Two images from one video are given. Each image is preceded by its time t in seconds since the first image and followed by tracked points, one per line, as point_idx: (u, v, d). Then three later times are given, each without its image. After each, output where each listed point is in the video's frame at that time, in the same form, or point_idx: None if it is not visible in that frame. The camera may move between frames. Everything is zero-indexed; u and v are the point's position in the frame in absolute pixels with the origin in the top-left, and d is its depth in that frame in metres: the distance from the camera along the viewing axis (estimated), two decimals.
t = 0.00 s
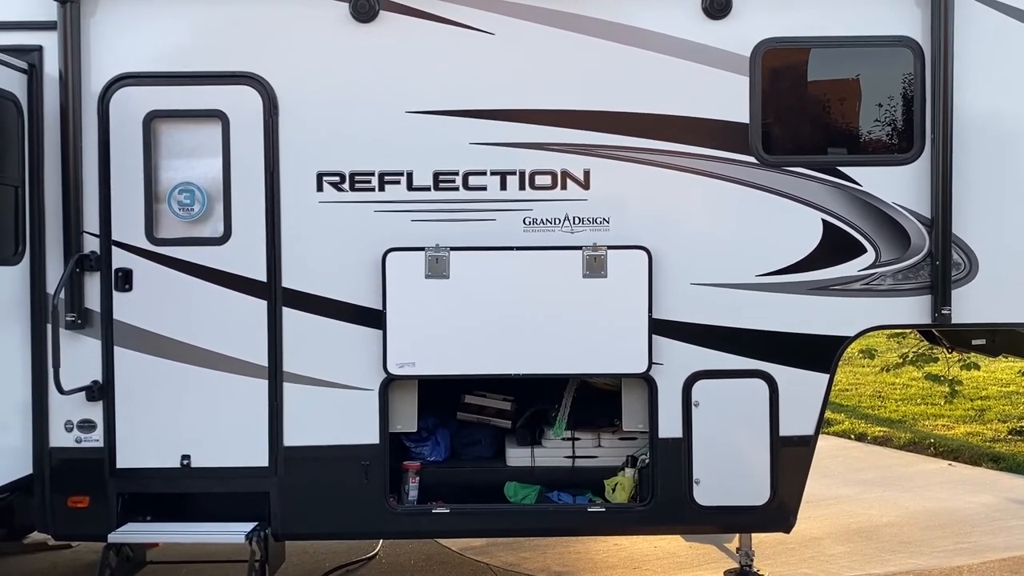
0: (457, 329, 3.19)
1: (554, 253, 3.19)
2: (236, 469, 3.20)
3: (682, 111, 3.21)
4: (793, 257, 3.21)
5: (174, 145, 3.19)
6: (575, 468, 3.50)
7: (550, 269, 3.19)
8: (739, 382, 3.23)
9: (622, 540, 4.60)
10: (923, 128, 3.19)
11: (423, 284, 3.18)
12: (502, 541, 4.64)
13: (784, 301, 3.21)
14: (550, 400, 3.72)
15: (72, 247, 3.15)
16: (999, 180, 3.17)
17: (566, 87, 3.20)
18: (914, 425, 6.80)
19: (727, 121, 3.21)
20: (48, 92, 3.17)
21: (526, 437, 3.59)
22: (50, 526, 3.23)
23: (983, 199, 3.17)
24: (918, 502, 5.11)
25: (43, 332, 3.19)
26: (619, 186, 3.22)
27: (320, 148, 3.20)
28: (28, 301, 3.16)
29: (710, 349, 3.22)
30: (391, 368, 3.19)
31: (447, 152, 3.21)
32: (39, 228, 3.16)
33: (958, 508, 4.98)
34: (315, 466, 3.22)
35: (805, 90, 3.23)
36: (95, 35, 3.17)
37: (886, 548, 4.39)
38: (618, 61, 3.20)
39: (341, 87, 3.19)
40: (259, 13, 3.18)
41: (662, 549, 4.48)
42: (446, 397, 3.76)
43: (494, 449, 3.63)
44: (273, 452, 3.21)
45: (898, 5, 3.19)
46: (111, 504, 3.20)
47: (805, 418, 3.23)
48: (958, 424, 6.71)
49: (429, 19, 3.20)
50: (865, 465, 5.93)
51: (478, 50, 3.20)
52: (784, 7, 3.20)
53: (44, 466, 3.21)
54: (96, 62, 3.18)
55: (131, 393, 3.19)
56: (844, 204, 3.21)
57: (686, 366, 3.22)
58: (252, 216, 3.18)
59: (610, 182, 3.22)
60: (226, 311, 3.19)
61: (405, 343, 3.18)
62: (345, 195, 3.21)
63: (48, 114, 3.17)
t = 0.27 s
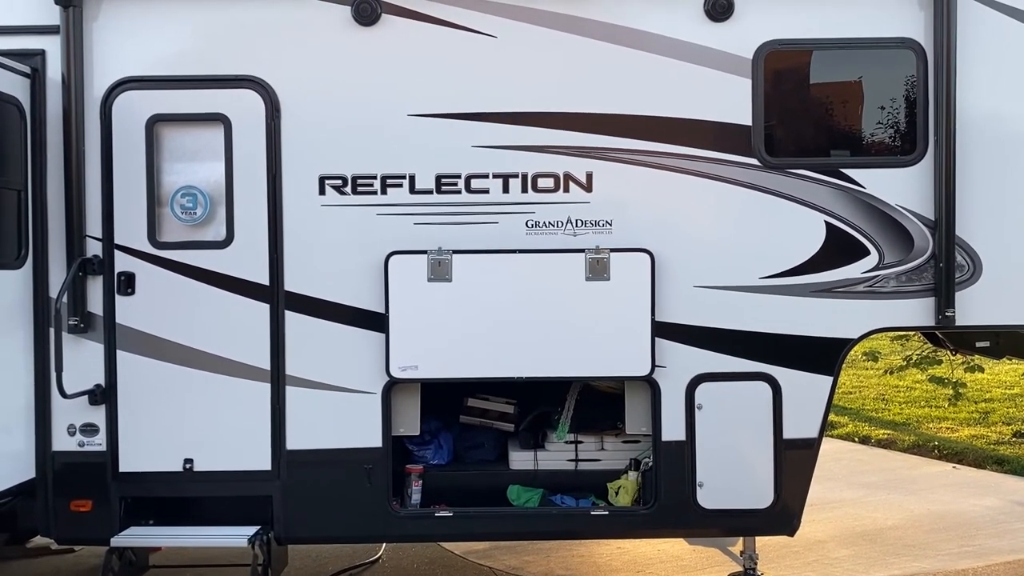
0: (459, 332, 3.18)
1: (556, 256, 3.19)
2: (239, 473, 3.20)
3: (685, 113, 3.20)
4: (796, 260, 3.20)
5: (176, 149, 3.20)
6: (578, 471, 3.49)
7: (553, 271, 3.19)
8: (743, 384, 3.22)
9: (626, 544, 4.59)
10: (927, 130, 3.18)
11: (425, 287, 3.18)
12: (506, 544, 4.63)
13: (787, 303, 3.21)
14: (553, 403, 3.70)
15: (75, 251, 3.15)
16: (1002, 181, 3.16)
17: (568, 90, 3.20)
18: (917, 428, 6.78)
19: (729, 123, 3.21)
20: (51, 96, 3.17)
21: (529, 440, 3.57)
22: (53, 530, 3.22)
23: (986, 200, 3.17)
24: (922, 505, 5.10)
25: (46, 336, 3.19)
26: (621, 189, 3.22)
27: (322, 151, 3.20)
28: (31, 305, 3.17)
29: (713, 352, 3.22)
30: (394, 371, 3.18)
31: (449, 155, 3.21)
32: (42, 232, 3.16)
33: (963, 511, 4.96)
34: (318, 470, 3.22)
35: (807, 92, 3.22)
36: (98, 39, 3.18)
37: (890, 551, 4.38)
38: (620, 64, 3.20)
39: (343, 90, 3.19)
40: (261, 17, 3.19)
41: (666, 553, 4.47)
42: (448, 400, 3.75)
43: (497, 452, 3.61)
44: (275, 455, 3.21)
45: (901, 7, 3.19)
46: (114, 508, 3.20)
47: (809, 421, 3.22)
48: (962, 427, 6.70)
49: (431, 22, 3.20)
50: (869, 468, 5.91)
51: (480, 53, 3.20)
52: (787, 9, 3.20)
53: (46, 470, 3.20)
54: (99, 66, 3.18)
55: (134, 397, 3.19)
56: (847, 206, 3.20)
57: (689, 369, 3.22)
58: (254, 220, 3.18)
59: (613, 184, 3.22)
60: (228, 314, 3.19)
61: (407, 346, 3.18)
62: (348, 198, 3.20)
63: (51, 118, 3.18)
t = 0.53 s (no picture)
0: (462, 336, 3.19)
1: (559, 260, 3.19)
2: (242, 478, 3.20)
3: (687, 117, 3.21)
4: (798, 263, 3.20)
5: (180, 154, 3.21)
6: (582, 475, 3.50)
7: (556, 276, 3.19)
8: (746, 388, 3.22)
9: (629, 548, 4.58)
10: (929, 133, 3.18)
11: (428, 291, 3.18)
12: (508, 549, 4.63)
13: (790, 307, 3.21)
14: (556, 407, 3.68)
15: (79, 256, 3.16)
16: (1004, 185, 3.17)
17: (570, 95, 3.21)
18: (921, 432, 6.77)
19: (731, 127, 3.21)
20: (55, 102, 3.19)
21: (531, 444, 3.55)
22: (56, 535, 3.23)
23: (989, 204, 3.17)
24: (926, 509, 5.09)
25: (50, 341, 3.20)
26: (624, 193, 3.22)
27: (325, 156, 3.20)
28: (35, 310, 3.17)
29: (716, 356, 3.22)
30: (397, 376, 3.19)
31: (452, 159, 3.22)
32: (46, 238, 3.17)
33: (967, 515, 4.95)
34: (321, 474, 3.22)
35: (810, 96, 3.23)
36: (102, 45, 3.19)
37: (894, 555, 4.37)
38: (622, 68, 3.21)
39: (346, 95, 3.20)
40: (264, 23, 3.20)
41: (669, 557, 4.46)
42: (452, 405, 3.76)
43: (500, 456, 3.61)
44: (278, 460, 3.21)
45: (903, 11, 3.19)
46: (117, 513, 3.21)
47: (812, 424, 3.22)
48: (966, 430, 6.68)
49: (434, 27, 3.21)
50: (872, 472, 5.90)
51: (483, 58, 3.21)
52: (789, 13, 3.21)
53: (50, 475, 3.21)
54: (103, 71, 3.19)
55: (137, 402, 3.20)
56: (849, 210, 3.20)
57: (692, 373, 3.22)
58: (258, 224, 3.19)
59: (615, 189, 3.22)
60: (232, 319, 3.20)
61: (410, 350, 3.18)
62: (351, 203, 3.21)
63: (56, 123, 3.19)
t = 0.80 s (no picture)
0: (465, 340, 3.19)
1: (562, 264, 3.19)
2: (246, 481, 3.20)
3: (690, 121, 3.21)
4: (801, 267, 3.20)
5: (183, 158, 3.21)
6: (585, 479, 3.49)
7: (558, 279, 3.19)
8: (749, 392, 3.22)
9: (632, 552, 4.58)
10: (932, 137, 3.18)
11: (431, 295, 3.18)
12: (512, 552, 4.63)
13: (793, 310, 3.20)
14: (559, 410, 3.71)
15: (83, 260, 3.16)
16: (1008, 188, 3.17)
17: (573, 98, 3.21)
18: (925, 435, 6.76)
19: (735, 131, 3.21)
20: (59, 106, 3.20)
21: (535, 447, 3.59)
22: (60, 539, 3.23)
23: (992, 207, 3.17)
24: (930, 512, 5.08)
25: (54, 345, 3.20)
26: (627, 197, 3.22)
27: (329, 161, 3.21)
28: (39, 314, 3.18)
29: (719, 359, 3.21)
30: (400, 379, 3.19)
31: (455, 163, 3.22)
32: (50, 242, 3.18)
33: (971, 519, 4.94)
34: (325, 478, 3.22)
35: (812, 99, 3.23)
36: (106, 50, 3.20)
37: (898, 559, 4.36)
38: (625, 71, 3.21)
39: (350, 99, 3.21)
40: (268, 27, 3.20)
41: (672, 561, 4.46)
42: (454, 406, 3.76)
43: (502, 460, 3.63)
44: (282, 463, 3.21)
45: (906, 14, 3.19)
46: (120, 516, 3.21)
47: (815, 428, 3.22)
48: (970, 434, 6.67)
49: (437, 31, 3.22)
50: (876, 476, 5.89)
51: (486, 62, 3.22)
52: (791, 17, 3.21)
53: (54, 479, 3.21)
54: (107, 76, 3.20)
55: (141, 406, 3.20)
56: (853, 213, 3.20)
57: (695, 376, 3.21)
58: (261, 228, 3.20)
59: (618, 192, 3.22)
60: (236, 322, 3.20)
61: (413, 354, 3.19)
62: (354, 207, 3.22)
63: (60, 128, 3.20)
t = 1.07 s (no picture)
0: (467, 344, 3.19)
1: (565, 268, 3.19)
2: (248, 485, 3.20)
3: (692, 124, 3.21)
4: (804, 271, 3.19)
5: (186, 163, 3.22)
6: (587, 483, 3.49)
7: (561, 283, 3.19)
8: (752, 396, 3.21)
9: (635, 556, 4.57)
10: (935, 140, 3.18)
11: (434, 299, 3.18)
12: (514, 557, 4.62)
13: (796, 314, 3.20)
14: (562, 415, 3.71)
15: (86, 264, 3.17)
16: (1011, 192, 3.16)
17: (575, 102, 3.21)
18: (928, 439, 6.75)
19: (737, 135, 3.21)
20: (63, 111, 3.20)
21: (538, 452, 3.57)
22: (63, 542, 3.23)
23: (995, 210, 3.16)
24: (934, 517, 5.06)
25: (57, 349, 3.20)
26: (629, 201, 3.22)
27: (331, 165, 3.21)
28: (42, 318, 3.18)
29: (722, 363, 3.21)
30: (402, 384, 3.19)
31: (457, 167, 3.22)
32: (53, 246, 3.18)
33: (975, 523, 4.93)
34: (327, 482, 3.22)
35: (815, 103, 3.23)
36: (110, 55, 3.21)
37: (902, 564, 4.35)
38: (628, 75, 3.21)
39: (352, 103, 3.21)
40: (271, 32, 3.21)
41: (675, 565, 4.45)
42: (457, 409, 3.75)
43: (505, 464, 3.63)
44: (284, 468, 3.21)
45: (909, 18, 3.19)
46: (123, 521, 3.21)
47: (819, 432, 3.21)
48: (974, 438, 6.65)
49: (439, 36, 3.22)
50: (880, 480, 5.88)
51: (488, 66, 3.22)
52: (794, 21, 3.21)
53: (57, 483, 3.22)
54: (110, 81, 3.21)
55: (144, 410, 3.20)
56: (856, 217, 3.20)
57: (698, 380, 3.21)
58: (264, 233, 3.20)
59: (621, 196, 3.22)
60: (238, 327, 3.21)
61: (415, 358, 3.18)
62: (356, 211, 3.22)
63: (63, 132, 3.21)
